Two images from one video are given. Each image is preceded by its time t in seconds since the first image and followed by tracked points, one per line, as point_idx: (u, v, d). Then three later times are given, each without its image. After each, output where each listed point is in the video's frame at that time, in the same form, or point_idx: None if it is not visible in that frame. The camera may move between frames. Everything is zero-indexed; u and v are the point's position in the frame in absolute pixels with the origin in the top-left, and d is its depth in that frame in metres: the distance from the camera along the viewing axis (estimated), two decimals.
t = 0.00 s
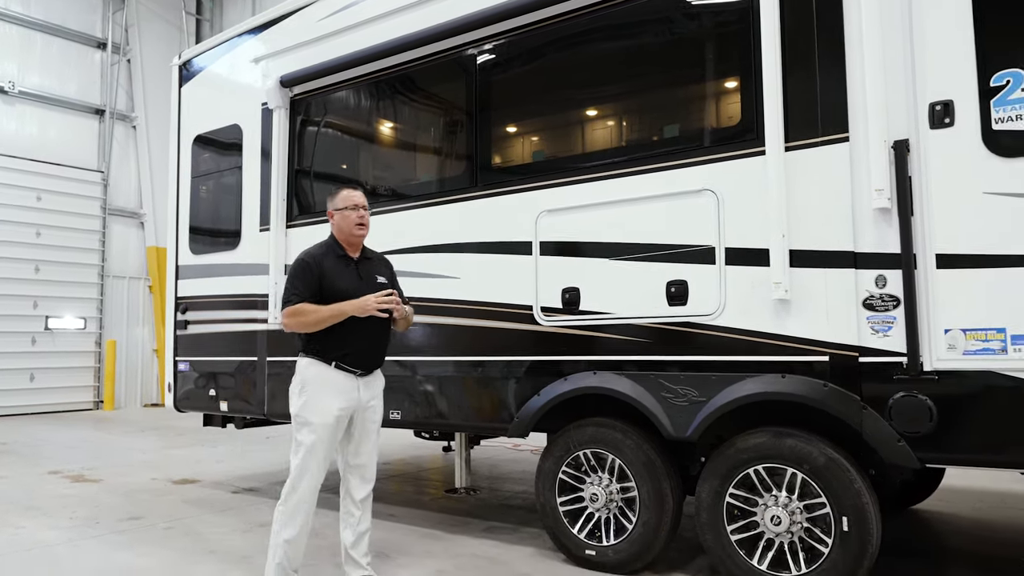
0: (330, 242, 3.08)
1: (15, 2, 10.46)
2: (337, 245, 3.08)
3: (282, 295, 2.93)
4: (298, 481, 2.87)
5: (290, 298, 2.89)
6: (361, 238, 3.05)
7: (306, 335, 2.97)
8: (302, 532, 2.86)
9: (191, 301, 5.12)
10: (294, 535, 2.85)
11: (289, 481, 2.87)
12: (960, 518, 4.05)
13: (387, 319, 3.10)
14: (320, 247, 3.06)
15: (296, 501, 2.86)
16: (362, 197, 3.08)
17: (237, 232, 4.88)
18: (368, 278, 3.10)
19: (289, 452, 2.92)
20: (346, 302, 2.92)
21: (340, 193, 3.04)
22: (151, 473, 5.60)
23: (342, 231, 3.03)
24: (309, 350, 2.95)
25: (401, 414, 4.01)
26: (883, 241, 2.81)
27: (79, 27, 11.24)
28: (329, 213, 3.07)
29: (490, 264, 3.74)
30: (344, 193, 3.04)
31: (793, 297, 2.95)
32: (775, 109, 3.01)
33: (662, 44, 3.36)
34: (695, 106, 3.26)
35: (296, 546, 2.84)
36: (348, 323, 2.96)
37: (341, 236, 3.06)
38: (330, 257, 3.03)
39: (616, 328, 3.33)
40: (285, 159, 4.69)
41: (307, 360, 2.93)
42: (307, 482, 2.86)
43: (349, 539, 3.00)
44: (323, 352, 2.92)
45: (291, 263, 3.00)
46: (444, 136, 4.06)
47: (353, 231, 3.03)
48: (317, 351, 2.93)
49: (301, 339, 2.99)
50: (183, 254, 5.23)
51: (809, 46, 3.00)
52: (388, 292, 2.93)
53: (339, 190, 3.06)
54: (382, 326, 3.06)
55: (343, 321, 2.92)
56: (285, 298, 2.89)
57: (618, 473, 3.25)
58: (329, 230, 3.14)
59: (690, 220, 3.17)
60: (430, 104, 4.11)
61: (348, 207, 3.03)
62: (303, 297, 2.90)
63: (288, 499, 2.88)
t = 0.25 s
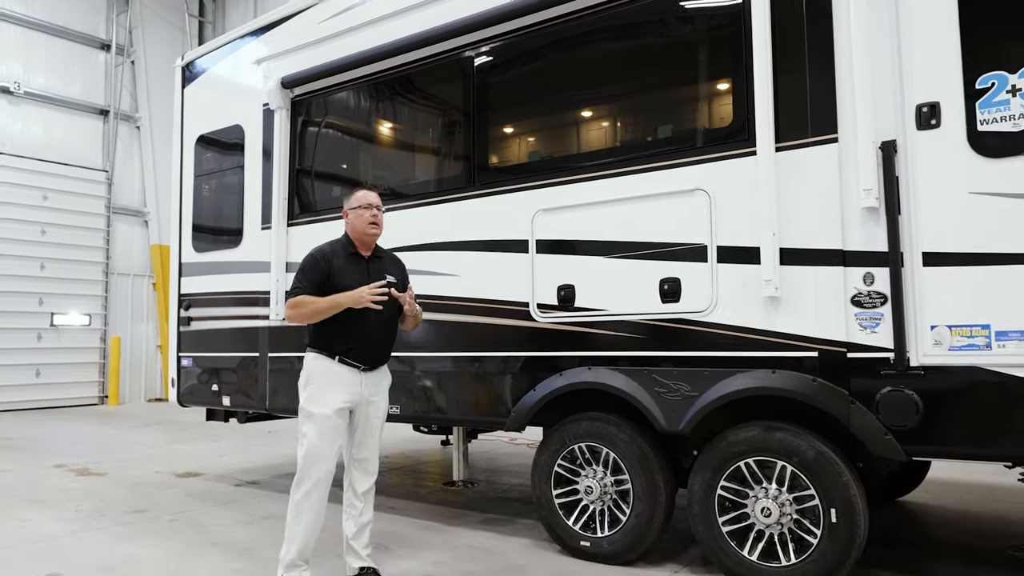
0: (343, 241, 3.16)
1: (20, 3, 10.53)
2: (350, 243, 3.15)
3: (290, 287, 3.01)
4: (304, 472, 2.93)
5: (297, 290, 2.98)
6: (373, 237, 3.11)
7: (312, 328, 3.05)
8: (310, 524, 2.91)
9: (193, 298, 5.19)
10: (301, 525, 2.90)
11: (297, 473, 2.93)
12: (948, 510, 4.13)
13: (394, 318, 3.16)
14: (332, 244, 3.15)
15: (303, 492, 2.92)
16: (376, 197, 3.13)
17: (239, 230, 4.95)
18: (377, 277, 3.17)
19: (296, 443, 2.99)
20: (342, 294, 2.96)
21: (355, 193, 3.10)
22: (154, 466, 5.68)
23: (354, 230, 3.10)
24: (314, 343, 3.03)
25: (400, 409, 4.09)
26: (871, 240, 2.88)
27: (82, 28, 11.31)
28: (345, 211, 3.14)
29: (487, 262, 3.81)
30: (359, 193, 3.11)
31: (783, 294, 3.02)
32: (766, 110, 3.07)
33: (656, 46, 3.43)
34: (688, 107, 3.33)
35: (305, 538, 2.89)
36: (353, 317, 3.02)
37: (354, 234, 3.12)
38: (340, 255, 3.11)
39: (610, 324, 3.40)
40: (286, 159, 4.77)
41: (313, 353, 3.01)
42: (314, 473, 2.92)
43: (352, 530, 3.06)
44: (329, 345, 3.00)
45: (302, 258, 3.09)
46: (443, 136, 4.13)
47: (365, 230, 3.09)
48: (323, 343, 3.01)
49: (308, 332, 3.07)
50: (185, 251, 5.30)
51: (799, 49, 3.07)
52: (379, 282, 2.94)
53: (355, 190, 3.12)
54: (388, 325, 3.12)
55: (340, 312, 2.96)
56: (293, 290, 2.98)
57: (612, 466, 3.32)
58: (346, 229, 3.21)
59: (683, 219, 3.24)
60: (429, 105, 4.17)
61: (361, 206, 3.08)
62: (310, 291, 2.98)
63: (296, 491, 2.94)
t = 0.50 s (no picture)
0: (345, 239, 3.17)
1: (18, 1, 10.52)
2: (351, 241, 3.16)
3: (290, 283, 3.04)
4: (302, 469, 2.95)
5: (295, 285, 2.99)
6: (373, 236, 3.12)
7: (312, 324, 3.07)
8: (306, 521, 2.93)
9: (191, 296, 5.20)
10: (298, 522, 2.92)
11: (295, 471, 2.95)
12: (943, 507, 4.15)
13: (393, 314, 3.16)
14: (333, 241, 3.16)
15: (300, 489, 2.94)
16: (377, 196, 3.13)
17: (237, 228, 4.96)
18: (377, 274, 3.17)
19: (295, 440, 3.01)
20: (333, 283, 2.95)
21: (355, 192, 3.11)
22: (152, 464, 5.69)
23: (355, 229, 3.11)
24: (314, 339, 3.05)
25: (398, 407, 4.10)
26: (867, 238, 2.89)
27: (80, 26, 11.30)
28: (346, 210, 3.15)
29: (484, 261, 3.82)
30: (359, 192, 3.11)
31: (779, 293, 3.04)
32: (762, 109, 3.09)
33: (653, 45, 3.44)
34: (685, 106, 3.34)
35: (303, 535, 2.91)
36: (352, 315, 3.03)
37: (355, 233, 3.14)
38: (340, 251, 3.12)
39: (607, 322, 3.41)
40: (284, 157, 4.77)
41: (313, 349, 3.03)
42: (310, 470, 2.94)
43: (351, 527, 3.07)
44: (328, 342, 3.01)
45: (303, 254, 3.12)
46: (440, 135, 4.13)
47: (365, 229, 3.10)
48: (322, 341, 3.03)
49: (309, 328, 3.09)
50: (183, 250, 5.30)
51: (795, 48, 3.08)
52: (365, 266, 2.93)
53: (355, 189, 3.13)
54: (387, 322, 3.11)
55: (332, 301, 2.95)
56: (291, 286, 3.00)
57: (609, 464, 3.33)
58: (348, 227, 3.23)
59: (680, 217, 3.25)
60: (426, 103, 4.18)
61: (360, 206, 3.09)
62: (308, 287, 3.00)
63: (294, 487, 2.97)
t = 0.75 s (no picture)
0: (338, 238, 3.19)
1: None
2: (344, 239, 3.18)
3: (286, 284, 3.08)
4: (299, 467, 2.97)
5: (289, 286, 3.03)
6: (365, 231, 3.14)
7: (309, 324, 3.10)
8: (304, 519, 2.94)
9: (190, 294, 5.21)
10: (295, 520, 2.93)
11: (291, 467, 2.98)
12: (938, 505, 4.17)
13: (390, 310, 3.17)
14: (327, 241, 3.19)
15: (297, 487, 2.95)
16: (367, 194, 3.16)
17: (236, 226, 4.96)
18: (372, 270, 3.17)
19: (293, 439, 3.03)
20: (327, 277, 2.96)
21: (344, 191, 3.15)
22: (151, 461, 5.69)
23: (346, 226, 3.14)
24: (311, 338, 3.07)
25: (395, 405, 4.11)
26: (862, 238, 2.91)
27: (79, 24, 11.29)
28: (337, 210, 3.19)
29: (482, 259, 3.83)
30: (348, 190, 3.15)
31: (775, 291, 3.05)
32: (759, 109, 3.10)
33: (650, 45, 3.45)
34: (683, 105, 3.35)
35: (300, 533, 2.91)
36: (346, 313, 3.04)
37: (348, 231, 3.17)
38: (334, 250, 3.14)
39: (605, 320, 3.42)
40: (282, 156, 4.78)
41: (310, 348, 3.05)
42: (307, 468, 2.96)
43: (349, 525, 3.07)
44: (323, 341, 3.03)
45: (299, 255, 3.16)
46: (438, 133, 4.14)
47: (356, 225, 3.12)
48: (319, 340, 3.05)
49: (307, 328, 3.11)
50: (182, 248, 5.31)
51: (792, 48, 3.10)
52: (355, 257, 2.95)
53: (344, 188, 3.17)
54: (383, 318, 3.12)
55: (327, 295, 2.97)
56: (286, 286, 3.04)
57: (606, 462, 3.35)
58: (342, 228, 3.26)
59: (677, 216, 3.27)
60: (424, 102, 4.19)
61: (350, 203, 3.12)
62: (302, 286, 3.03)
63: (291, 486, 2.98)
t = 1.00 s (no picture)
0: (329, 236, 3.19)
1: None
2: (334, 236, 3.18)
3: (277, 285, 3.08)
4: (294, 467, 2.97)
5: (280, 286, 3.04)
6: (351, 227, 3.13)
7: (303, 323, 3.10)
8: (298, 518, 2.94)
9: (188, 292, 5.20)
10: (291, 519, 2.93)
11: (287, 466, 2.99)
12: (935, 503, 4.18)
13: (382, 308, 3.16)
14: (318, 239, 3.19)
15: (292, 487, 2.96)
16: (352, 189, 3.16)
17: (234, 225, 4.96)
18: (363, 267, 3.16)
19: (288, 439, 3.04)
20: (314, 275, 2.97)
21: (330, 188, 3.15)
22: (149, 459, 5.69)
23: (333, 224, 3.14)
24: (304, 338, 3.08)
25: (393, 403, 4.12)
26: (860, 236, 2.91)
27: (77, 22, 11.27)
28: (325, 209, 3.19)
29: (480, 257, 3.83)
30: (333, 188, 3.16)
31: (773, 290, 3.05)
32: (757, 107, 3.10)
33: (649, 43, 3.45)
34: (681, 103, 3.35)
35: (295, 532, 2.92)
36: (337, 312, 3.04)
37: (336, 228, 3.17)
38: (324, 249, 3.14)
39: (603, 319, 3.43)
40: (280, 154, 4.77)
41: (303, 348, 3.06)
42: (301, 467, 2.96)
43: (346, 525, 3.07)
44: (316, 341, 3.04)
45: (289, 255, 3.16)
46: (437, 132, 4.14)
47: (341, 221, 3.12)
48: (312, 339, 3.05)
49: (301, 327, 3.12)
50: (180, 246, 5.31)
51: (790, 46, 3.10)
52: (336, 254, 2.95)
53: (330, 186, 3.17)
54: (375, 315, 3.11)
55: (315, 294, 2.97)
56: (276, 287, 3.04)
57: (604, 460, 3.35)
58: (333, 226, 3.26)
59: (675, 215, 3.27)
60: (423, 101, 4.19)
61: (335, 200, 3.12)
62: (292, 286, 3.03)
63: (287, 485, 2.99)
